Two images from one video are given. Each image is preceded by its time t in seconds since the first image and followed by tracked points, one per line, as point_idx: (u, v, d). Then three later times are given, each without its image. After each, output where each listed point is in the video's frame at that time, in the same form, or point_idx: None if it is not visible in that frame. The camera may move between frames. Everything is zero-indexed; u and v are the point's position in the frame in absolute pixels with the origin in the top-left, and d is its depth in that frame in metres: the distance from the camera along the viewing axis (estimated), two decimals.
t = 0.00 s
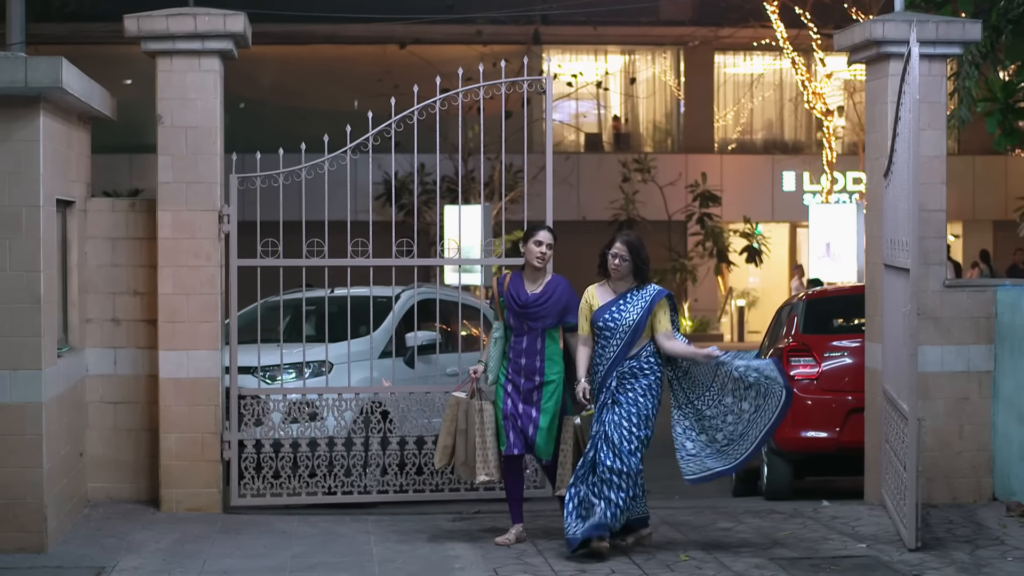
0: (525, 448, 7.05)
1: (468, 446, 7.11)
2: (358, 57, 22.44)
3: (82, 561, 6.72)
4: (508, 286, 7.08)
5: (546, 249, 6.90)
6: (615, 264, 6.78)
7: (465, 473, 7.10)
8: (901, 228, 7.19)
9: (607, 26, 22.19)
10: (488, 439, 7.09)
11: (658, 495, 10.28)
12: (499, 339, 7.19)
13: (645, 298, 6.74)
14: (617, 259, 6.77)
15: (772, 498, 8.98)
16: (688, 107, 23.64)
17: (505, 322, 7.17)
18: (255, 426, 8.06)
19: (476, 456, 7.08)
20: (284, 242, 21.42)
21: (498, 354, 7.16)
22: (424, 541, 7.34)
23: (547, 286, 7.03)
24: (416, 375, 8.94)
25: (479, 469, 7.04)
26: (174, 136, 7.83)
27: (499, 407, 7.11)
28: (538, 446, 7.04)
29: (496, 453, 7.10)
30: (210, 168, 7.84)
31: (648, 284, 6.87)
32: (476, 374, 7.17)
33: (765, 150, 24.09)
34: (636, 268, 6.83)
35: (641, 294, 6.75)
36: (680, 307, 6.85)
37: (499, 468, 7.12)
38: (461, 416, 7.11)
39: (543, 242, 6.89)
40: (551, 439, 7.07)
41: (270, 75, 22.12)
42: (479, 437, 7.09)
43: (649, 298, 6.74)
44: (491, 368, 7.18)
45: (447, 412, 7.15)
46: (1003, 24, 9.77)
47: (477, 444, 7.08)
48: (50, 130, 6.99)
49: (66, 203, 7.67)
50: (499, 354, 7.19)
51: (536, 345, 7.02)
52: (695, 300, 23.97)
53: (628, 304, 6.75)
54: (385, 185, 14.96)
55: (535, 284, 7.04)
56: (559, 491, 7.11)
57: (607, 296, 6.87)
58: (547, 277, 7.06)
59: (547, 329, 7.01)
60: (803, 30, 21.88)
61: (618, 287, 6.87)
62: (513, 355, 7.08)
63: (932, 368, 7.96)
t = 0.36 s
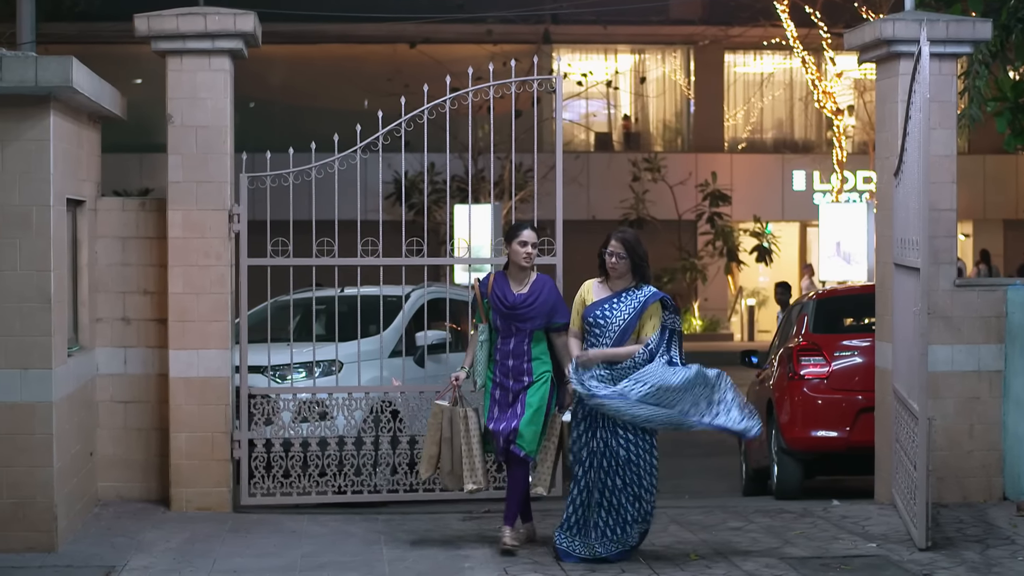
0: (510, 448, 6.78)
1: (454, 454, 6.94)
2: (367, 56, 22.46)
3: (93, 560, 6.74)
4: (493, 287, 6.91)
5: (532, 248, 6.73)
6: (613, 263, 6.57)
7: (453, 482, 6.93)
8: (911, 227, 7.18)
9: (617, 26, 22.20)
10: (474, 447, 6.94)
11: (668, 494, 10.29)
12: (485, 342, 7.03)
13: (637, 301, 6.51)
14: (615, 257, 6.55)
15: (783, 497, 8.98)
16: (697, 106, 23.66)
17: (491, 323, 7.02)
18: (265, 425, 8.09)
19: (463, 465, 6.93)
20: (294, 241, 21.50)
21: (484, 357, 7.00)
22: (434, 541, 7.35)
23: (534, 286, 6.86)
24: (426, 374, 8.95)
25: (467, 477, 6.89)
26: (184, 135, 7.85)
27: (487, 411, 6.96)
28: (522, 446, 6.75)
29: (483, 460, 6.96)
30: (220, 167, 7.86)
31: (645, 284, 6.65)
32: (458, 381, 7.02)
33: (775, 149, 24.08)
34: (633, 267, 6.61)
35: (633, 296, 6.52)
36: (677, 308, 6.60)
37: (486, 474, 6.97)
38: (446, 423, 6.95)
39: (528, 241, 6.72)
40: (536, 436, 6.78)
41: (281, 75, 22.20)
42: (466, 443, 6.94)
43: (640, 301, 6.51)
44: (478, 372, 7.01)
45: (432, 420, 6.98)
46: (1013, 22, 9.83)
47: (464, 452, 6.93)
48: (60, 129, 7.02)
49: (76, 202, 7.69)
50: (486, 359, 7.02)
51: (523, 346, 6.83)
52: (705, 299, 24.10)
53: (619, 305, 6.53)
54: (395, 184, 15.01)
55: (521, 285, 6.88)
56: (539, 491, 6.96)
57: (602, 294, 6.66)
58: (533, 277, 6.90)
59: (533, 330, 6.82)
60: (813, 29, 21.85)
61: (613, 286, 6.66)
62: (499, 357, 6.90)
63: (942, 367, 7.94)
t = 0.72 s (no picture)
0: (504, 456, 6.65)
1: (440, 460, 6.83)
2: (377, 55, 22.47)
3: (103, 559, 6.78)
4: (487, 284, 6.71)
5: (528, 246, 6.57)
6: (603, 262, 6.40)
7: (438, 489, 6.83)
8: (922, 225, 7.17)
9: (627, 24, 22.19)
10: (460, 453, 6.86)
11: (678, 493, 10.30)
12: (475, 340, 6.81)
13: (636, 298, 6.39)
14: (604, 253, 6.38)
15: (793, 496, 8.99)
16: (708, 105, 23.66)
17: (482, 321, 6.80)
18: (276, 424, 8.11)
19: (448, 473, 6.83)
20: (305, 240, 21.57)
21: (475, 356, 6.79)
22: (444, 539, 7.38)
23: (530, 284, 6.68)
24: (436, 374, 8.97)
25: (450, 487, 6.81)
26: (194, 134, 7.88)
27: (476, 413, 6.76)
28: (520, 452, 6.62)
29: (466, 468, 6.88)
30: (230, 166, 7.89)
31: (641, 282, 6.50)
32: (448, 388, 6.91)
33: (786, 148, 24.06)
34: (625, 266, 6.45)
35: (631, 294, 6.40)
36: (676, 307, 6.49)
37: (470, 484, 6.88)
38: (432, 429, 6.84)
39: (524, 239, 6.56)
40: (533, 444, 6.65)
41: (291, 74, 22.18)
42: (453, 450, 6.84)
43: (639, 299, 6.39)
44: (468, 371, 6.79)
45: (419, 425, 6.86)
46: None
47: (450, 459, 6.83)
48: (70, 128, 7.05)
49: (87, 201, 7.73)
50: (476, 356, 6.81)
51: (517, 345, 6.67)
52: (714, 298, 24.26)
53: (617, 305, 6.40)
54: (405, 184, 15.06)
55: (514, 282, 6.71)
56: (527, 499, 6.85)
57: (597, 296, 6.52)
58: (527, 275, 6.72)
59: (527, 329, 6.66)
60: (824, 28, 21.82)
61: (607, 286, 6.51)
62: (492, 356, 6.71)
63: (953, 366, 7.92)
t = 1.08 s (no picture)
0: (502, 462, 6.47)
1: (435, 462, 6.62)
2: (387, 53, 22.53)
3: (114, 557, 6.81)
4: (484, 282, 6.53)
5: (519, 245, 6.38)
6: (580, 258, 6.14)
7: (435, 491, 6.61)
8: (933, 224, 7.17)
9: (638, 23, 22.20)
10: (454, 455, 6.63)
11: (689, 492, 10.31)
12: (470, 338, 6.61)
13: (621, 297, 6.13)
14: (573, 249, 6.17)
15: (804, 495, 8.99)
16: (718, 103, 23.66)
17: (478, 320, 6.60)
18: (287, 423, 8.15)
19: (444, 474, 6.61)
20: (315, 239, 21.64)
21: (470, 355, 6.59)
22: (455, 538, 7.39)
23: (528, 283, 6.52)
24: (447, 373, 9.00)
25: (448, 487, 6.58)
26: (205, 133, 7.91)
27: (471, 414, 6.55)
28: (517, 461, 6.47)
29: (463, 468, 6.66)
30: (241, 165, 7.92)
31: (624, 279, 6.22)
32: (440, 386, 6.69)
33: (796, 147, 24.05)
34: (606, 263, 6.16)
35: (615, 292, 6.14)
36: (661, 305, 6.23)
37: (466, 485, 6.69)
38: (426, 430, 6.63)
39: (515, 239, 6.37)
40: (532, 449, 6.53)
41: (301, 73, 22.22)
42: (449, 450, 6.62)
43: (623, 297, 6.13)
44: (461, 370, 6.58)
45: (413, 425, 6.66)
46: None
47: (446, 461, 6.60)
48: (81, 127, 7.08)
49: (97, 200, 7.76)
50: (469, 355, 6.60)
51: (516, 346, 6.49)
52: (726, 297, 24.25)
53: (602, 304, 6.14)
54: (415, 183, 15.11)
55: (513, 281, 6.53)
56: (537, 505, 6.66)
57: (578, 295, 6.24)
58: (524, 274, 6.55)
59: (527, 329, 6.49)
60: (835, 27, 21.79)
61: (589, 284, 6.22)
62: (489, 356, 6.53)
63: (964, 365, 7.91)
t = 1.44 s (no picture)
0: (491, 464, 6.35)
1: (428, 468, 6.43)
2: (400, 52, 22.58)
3: (127, 556, 6.85)
4: (470, 281, 6.42)
5: (505, 240, 6.31)
6: (576, 255, 5.97)
7: (428, 497, 6.42)
8: (946, 222, 7.15)
9: (650, 22, 22.18)
10: (447, 459, 6.44)
11: (702, 492, 10.31)
12: (458, 340, 6.48)
13: (617, 293, 5.96)
14: (574, 245, 5.97)
15: (817, 494, 8.98)
16: (731, 101, 23.62)
17: (466, 321, 6.48)
18: (300, 422, 8.18)
19: (438, 479, 6.42)
20: (328, 238, 21.70)
21: (459, 356, 6.45)
22: (467, 538, 7.41)
23: (515, 282, 6.39)
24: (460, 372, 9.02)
25: (442, 492, 6.39)
26: (218, 133, 7.95)
27: (462, 417, 6.41)
28: (506, 463, 6.34)
29: (458, 474, 6.46)
30: (253, 164, 7.95)
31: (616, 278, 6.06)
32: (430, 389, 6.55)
33: (809, 146, 24.02)
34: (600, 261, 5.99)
35: (611, 289, 5.96)
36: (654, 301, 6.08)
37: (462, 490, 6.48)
38: (418, 435, 6.45)
39: (501, 234, 6.30)
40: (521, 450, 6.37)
41: (314, 71, 22.27)
42: (443, 453, 6.44)
43: (618, 295, 5.96)
44: (451, 373, 6.45)
45: (407, 432, 6.47)
46: None
47: (437, 465, 6.42)
48: (94, 127, 7.11)
49: (110, 199, 7.80)
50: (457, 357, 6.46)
51: (504, 346, 6.35)
52: (738, 296, 24.21)
53: (595, 303, 5.95)
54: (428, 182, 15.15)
55: (500, 280, 6.41)
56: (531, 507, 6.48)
57: (570, 294, 6.05)
58: (511, 271, 6.43)
59: (515, 328, 6.35)
60: (848, 25, 21.74)
61: (581, 282, 6.04)
62: (477, 357, 6.39)
63: (977, 365, 7.90)
